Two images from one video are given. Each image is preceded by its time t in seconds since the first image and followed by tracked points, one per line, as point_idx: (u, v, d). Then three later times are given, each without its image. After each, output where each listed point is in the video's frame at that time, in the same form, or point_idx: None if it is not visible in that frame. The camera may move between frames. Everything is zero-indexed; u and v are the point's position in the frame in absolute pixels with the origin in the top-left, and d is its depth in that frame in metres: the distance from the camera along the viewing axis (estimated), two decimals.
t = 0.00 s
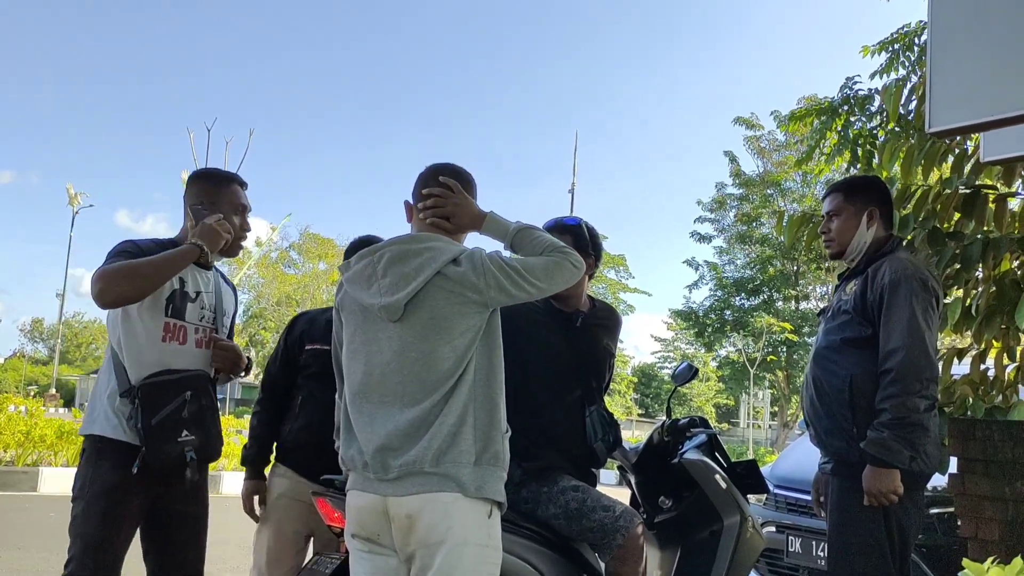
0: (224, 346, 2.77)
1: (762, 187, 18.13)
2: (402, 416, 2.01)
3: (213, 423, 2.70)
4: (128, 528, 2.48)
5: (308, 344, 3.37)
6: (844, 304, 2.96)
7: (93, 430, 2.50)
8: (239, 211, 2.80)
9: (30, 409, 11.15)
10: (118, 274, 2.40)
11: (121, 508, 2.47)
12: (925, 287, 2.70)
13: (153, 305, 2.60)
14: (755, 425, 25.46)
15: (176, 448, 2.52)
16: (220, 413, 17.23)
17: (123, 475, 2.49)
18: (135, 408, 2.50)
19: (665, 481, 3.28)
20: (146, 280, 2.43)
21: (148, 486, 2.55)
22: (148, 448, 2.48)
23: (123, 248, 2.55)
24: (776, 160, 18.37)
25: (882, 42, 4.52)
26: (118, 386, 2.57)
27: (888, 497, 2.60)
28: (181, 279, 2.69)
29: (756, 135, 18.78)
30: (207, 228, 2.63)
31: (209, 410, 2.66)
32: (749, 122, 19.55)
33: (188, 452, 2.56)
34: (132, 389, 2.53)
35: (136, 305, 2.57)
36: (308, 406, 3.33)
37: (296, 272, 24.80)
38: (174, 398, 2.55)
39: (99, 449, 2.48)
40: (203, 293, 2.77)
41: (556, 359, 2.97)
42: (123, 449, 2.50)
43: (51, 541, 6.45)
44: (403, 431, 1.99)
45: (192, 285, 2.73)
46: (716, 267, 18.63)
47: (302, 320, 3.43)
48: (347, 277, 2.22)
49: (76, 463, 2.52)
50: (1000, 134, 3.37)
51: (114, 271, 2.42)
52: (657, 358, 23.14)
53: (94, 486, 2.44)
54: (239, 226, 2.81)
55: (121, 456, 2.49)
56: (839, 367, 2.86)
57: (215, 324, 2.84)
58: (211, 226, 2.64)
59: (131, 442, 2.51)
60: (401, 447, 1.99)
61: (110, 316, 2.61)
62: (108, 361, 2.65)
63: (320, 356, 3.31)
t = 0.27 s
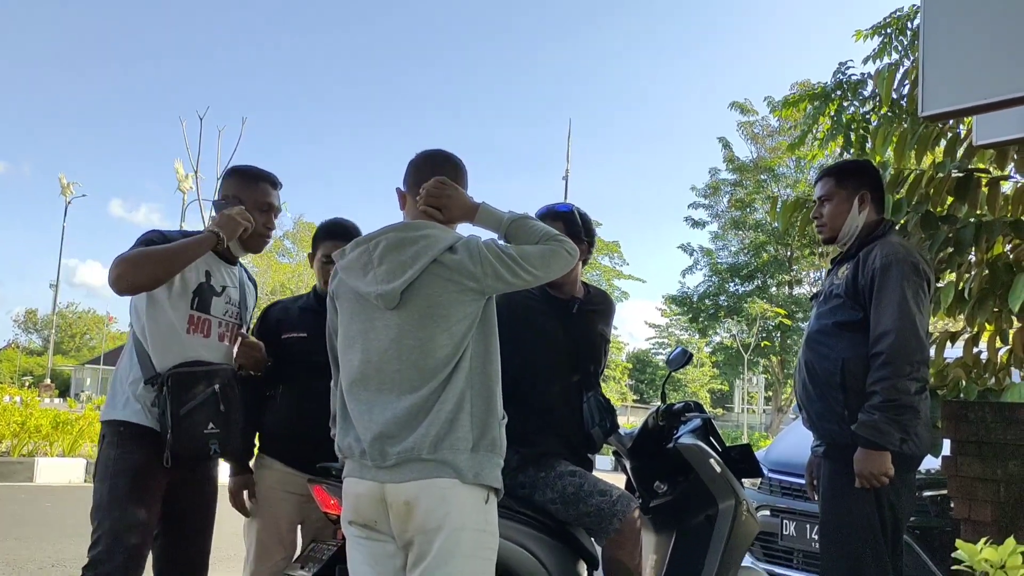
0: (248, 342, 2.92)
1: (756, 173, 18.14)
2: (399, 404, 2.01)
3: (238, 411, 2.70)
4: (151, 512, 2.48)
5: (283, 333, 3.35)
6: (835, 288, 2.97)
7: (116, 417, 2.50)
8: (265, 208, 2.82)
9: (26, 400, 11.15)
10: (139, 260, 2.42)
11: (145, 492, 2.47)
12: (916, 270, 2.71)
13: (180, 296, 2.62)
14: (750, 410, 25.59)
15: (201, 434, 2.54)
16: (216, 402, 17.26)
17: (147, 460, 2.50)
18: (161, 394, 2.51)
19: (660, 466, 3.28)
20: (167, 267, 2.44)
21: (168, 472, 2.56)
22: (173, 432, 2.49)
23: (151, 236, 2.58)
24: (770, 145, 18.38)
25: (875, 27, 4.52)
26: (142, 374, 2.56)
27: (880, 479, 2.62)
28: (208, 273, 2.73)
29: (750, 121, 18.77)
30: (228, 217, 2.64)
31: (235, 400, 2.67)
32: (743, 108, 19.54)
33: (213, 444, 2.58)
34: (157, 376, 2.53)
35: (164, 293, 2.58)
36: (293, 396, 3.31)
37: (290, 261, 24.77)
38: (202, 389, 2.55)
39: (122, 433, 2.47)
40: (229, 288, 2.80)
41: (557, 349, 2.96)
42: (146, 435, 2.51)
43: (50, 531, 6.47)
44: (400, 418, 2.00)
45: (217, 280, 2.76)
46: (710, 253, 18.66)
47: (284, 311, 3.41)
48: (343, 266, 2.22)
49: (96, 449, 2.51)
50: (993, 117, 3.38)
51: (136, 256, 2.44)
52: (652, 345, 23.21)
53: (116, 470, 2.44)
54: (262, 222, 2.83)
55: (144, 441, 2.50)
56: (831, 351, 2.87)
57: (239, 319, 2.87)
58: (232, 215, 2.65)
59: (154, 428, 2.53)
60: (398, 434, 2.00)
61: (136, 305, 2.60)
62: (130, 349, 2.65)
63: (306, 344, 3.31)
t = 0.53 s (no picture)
0: (251, 326, 2.93)
1: (753, 155, 18.10)
2: (397, 388, 2.01)
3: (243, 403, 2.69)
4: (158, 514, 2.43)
5: (260, 316, 3.33)
6: (832, 269, 2.96)
7: (123, 413, 2.43)
8: (261, 185, 2.81)
9: (24, 386, 11.16)
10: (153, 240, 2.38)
11: (153, 494, 2.41)
12: (913, 251, 2.71)
13: (186, 281, 2.57)
14: (747, 392, 25.68)
15: (216, 433, 2.50)
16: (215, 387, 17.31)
17: (156, 461, 2.44)
18: (174, 390, 2.45)
19: (657, 449, 3.30)
20: (182, 246, 2.41)
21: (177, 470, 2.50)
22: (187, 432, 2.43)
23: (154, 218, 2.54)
24: (767, 128, 18.32)
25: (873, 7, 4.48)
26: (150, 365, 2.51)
27: (876, 459, 2.63)
28: (211, 257, 2.69)
29: (747, 103, 18.70)
30: (232, 193, 2.61)
31: (241, 393, 2.67)
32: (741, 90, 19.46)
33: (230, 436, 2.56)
34: (168, 371, 2.47)
35: (169, 279, 2.53)
36: (275, 377, 3.28)
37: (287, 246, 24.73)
38: (214, 380, 2.53)
39: (132, 429, 2.42)
40: (230, 272, 2.77)
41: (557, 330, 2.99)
42: (156, 433, 2.45)
43: (50, 517, 6.48)
44: (398, 402, 2.00)
45: (219, 264, 2.72)
46: (708, 236, 18.64)
47: (270, 294, 3.38)
48: (339, 250, 2.21)
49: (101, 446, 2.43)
50: (992, 98, 3.36)
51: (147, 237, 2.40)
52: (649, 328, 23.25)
53: (125, 472, 2.38)
54: (261, 200, 2.81)
55: (154, 440, 2.44)
56: (827, 333, 2.88)
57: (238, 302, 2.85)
58: (235, 192, 2.62)
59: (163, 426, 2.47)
60: (396, 418, 2.00)
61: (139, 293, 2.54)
62: (133, 338, 2.58)
63: (295, 327, 3.31)
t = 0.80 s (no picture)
0: (244, 303, 2.80)
1: (753, 144, 18.06)
2: (396, 376, 2.01)
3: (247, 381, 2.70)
4: (156, 500, 2.43)
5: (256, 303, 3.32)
6: (830, 257, 2.96)
7: (121, 402, 2.43)
8: (229, 157, 2.74)
9: (23, 375, 11.17)
10: (127, 227, 2.33)
11: (151, 481, 2.41)
12: (912, 238, 2.71)
13: (173, 264, 2.54)
14: (745, 381, 25.73)
15: (218, 416, 2.49)
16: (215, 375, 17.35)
17: (154, 446, 2.44)
18: (173, 375, 2.45)
19: (654, 437, 3.31)
20: (157, 229, 2.36)
21: (174, 455, 2.51)
22: (189, 415, 2.44)
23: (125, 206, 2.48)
24: (767, 116, 18.27)
25: None
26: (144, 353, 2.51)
27: (873, 447, 2.64)
28: (195, 237, 2.66)
29: (747, 91, 18.64)
30: (202, 169, 2.56)
31: (242, 372, 2.67)
32: (741, 78, 19.40)
33: (234, 417, 2.55)
34: (166, 355, 2.47)
35: (153, 264, 2.50)
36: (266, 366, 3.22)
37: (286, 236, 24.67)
38: (215, 360, 2.53)
39: (131, 418, 2.42)
40: (216, 250, 2.75)
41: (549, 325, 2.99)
42: (155, 419, 2.45)
43: (49, 505, 6.50)
44: (397, 390, 2.00)
45: (205, 242, 2.70)
46: (707, 224, 18.63)
47: (263, 279, 3.36)
48: (337, 238, 2.21)
49: (98, 433, 2.43)
50: (991, 85, 3.35)
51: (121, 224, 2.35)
52: (648, 317, 23.26)
53: (122, 460, 2.37)
54: (233, 174, 2.75)
55: (153, 426, 2.44)
56: (825, 321, 2.88)
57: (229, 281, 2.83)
58: (206, 168, 2.57)
59: (163, 411, 2.47)
60: (395, 407, 2.00)
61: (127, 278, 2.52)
62: (126, 326, 2.58)
63: (288, 317, 3.29)
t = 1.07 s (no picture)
0: (239, 284, 2.76)
1: (751, 136, 18.04)
2: (395, 368, 2.01)
3: (240, 359, 2.66)
4: (151, 488, 2.43)
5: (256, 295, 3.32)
6: (831, 248, 2.96)
7: (115, 386, 2.45)
8: (211, 137, 2.71)
9: (21, 367, 11.18)
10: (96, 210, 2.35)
11: (145, 468, 2.42)
12: (912, 230, 2.70)
13: (159, 247, 2.53)
14: (744, 373, 25.77)
15: (206, 399, 2.47)
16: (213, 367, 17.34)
17: (149, 433, 2.44)
18: (161, 358, 2.44)
19: (651, 429, 3.32)
20: (127, 210, 2.37)
21: (173, 442, 2.51)
22: (177, 398, 2.43)
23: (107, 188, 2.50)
24: (766, 108, 18.24)
25: None
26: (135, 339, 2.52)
27: (872, 438, 2.64)
28: (182, 219, 2.63)
29: (746, 83, 18.60)
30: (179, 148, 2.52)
31: (236, 352, 2.64)
32: (740, 70, 19.36)
33: (225, 398, 2.53)
34: (156, 339, 2.47)
35: (136, 248, 2.50)
36: (265, 357, 3.22)
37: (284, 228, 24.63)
38: (202, 341, 2.51)
39: (124, 404, 2.42)
40: (208, 232, 2.72)
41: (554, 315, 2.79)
42: (147, 404, 2.45)
43: (48, 496, 6.51)
44: (397, 382, 2.00)
45: (194, 224, 2.67)
46: (706, 217, 18.62)
47: (261, 272, 3.35)
48: (336, 230, 2.21)
49: (95, 418, 2.46)
50: (990, 77, 3.34)
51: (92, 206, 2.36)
52: (647, 309, 23.27)
53: (116, 446, 2.38)
54: (215, 154, 2.72)
55: (145, 412, 2.44)
56: (825, 312, 2.88)
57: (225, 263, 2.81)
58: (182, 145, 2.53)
59: (156, 396, 2.47)
60: (394, 399, 2.00)
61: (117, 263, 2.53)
62: (120, 313, 2.59)
63: (288, 308, 3.29)
